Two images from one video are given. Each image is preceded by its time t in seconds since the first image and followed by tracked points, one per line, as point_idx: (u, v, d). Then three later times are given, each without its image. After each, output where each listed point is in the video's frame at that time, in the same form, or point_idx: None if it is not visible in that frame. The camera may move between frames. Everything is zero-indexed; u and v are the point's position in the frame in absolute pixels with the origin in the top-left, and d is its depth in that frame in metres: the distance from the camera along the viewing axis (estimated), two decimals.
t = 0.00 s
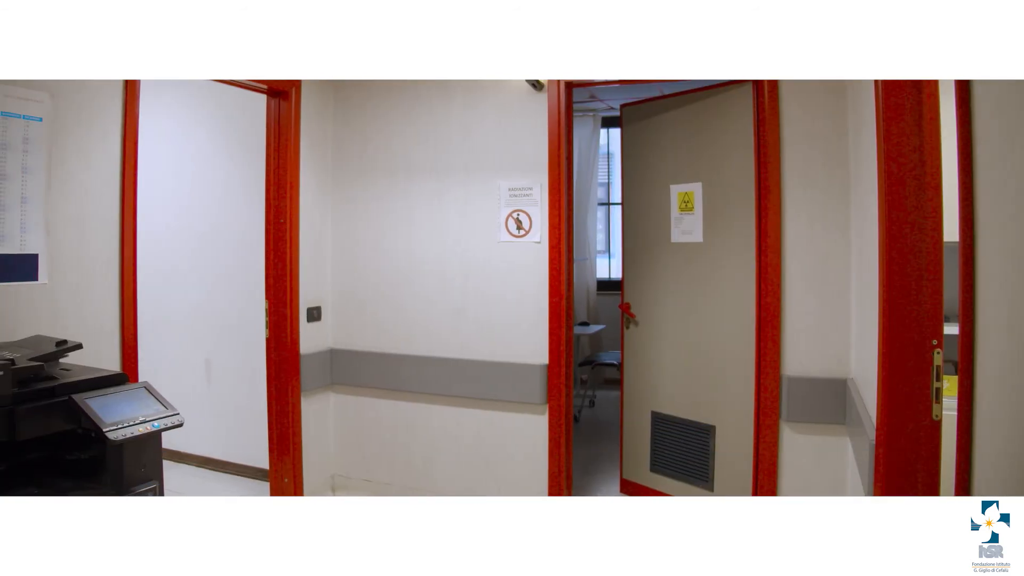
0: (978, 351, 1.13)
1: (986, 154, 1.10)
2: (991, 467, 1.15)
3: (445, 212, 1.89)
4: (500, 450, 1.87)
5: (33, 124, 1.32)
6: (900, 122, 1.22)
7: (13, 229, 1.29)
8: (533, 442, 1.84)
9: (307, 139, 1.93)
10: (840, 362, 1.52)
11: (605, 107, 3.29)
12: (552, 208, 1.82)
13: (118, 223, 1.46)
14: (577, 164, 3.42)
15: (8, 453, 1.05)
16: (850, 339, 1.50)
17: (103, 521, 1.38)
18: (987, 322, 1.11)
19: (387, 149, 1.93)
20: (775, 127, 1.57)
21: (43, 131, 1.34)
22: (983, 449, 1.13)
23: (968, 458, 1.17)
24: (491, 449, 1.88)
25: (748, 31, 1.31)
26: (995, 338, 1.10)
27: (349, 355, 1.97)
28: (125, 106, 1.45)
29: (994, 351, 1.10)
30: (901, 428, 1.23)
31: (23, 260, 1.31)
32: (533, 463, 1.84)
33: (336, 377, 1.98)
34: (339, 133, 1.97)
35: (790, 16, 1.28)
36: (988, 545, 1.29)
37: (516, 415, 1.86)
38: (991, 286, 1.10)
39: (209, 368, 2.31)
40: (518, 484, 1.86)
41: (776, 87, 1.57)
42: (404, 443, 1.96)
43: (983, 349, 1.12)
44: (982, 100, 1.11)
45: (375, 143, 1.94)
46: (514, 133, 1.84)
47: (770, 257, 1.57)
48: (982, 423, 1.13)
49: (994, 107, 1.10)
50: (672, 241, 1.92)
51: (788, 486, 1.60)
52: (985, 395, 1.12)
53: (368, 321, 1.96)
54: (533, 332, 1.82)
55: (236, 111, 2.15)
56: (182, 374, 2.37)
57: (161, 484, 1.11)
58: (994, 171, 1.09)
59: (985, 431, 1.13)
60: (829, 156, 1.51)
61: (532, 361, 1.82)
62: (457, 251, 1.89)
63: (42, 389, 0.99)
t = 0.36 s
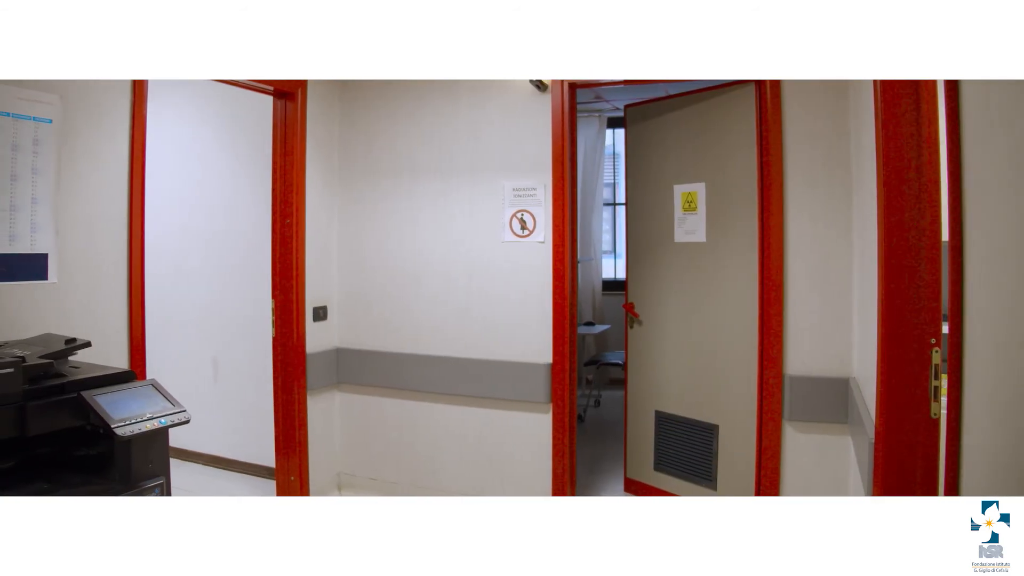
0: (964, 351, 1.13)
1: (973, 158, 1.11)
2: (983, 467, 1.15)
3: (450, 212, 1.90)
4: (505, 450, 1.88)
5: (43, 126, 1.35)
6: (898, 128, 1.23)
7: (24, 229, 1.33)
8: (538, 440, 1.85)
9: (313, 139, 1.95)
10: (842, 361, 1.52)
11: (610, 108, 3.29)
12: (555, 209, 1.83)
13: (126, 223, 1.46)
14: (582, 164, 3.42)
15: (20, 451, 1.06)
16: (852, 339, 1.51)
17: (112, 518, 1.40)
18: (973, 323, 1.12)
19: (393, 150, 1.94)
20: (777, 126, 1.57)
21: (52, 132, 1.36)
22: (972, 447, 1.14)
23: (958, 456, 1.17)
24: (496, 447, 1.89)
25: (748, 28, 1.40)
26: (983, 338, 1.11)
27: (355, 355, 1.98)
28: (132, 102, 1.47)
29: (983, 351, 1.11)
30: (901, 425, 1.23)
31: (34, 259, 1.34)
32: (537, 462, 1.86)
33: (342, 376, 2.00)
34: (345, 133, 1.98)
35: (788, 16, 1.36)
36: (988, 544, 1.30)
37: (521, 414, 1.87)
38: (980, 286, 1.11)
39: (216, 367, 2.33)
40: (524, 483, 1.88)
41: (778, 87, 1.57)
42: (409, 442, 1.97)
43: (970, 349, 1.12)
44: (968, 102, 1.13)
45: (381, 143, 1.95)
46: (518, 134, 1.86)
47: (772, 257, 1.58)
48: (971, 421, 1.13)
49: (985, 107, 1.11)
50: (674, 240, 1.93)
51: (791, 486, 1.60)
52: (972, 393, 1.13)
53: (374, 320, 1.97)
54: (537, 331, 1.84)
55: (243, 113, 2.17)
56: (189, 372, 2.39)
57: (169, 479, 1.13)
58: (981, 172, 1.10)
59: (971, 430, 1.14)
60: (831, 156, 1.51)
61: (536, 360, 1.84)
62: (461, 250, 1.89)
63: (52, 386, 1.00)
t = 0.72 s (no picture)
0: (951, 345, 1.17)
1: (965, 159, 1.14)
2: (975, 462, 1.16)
3: (454, 212, 1.92)
4: (508, 450, 1.90)
5: (51, 127, 1.36)
6: (894, 125, 1.23)
7: (33, 229, 1.34)
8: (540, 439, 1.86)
9: (318, 140, 1.97)
10: (842, 360, 1.53)
11: (615, 108, 3.29)
12: (557, 209, 1.83)
13: (132, 223, 1.49)
14: (585, 164, 3.43)
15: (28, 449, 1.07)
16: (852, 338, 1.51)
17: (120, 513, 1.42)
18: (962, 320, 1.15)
19: (397, 150, 1.95)
20: (778, 124, 1.57)
21: (60, 134, 1.37)
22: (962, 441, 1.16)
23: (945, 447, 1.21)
24: (501, 448, 1.90)
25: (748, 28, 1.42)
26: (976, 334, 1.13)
27: (359, 353, 2.00)
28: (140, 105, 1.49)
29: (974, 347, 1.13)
30: (896, 423, 1.23)
31: (42, 258, 1.35)
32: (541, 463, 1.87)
33: (346, 374, 2.01)
34: (349, 134, 2.00)
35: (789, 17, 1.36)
36: (988, 544, 1.32)
37: (522, 413, 1.88)
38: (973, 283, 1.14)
39: (222, 365, 2.35)
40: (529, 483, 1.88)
41: (779, 86, 1.58)
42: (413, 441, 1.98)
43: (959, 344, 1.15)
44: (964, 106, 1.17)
45: (385, 143, 1.96)
46: (520, 133, 1.87)
47: (772, 255, 1.58)
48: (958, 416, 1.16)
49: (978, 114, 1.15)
50: (676, 240, 1.94)
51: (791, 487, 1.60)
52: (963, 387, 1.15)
53: (377, 319, 1.98)
54: (539, 331, 1.84)
55: (248, 113, 2.19)
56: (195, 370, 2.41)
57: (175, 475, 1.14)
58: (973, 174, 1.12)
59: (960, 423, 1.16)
60: (832, 155, 1.52)
61: (538, 360, 1.85)
62: (465, 249, 1.91)
63: (59, 382, 1.02)
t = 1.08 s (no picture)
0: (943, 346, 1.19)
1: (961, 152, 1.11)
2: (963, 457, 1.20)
3: (458, 212, 1.93)
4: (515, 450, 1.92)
5: (61, 128, 1.38)
6: (891, 127, 1.23)
7: (43, 228, 1.36)
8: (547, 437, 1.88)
9: (324, 141, 1.99)
10: (844, 359, 1.53)
11: (620, 108, 3.30)
12: (560, 208, 1.86)
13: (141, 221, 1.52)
14: (590, 164, 3.43)
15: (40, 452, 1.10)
16: (854, 337, 1.51)
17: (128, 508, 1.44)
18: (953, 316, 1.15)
19: (402, 150, 1.97)
20: (778, 126, 1.58)
21: (69, 135, 1.40)
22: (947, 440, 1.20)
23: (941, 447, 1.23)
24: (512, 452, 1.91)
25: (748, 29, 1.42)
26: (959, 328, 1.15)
27: (365, 351, 2.02)
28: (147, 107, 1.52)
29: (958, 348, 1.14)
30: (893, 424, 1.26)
31: (52, 257, 1.37)
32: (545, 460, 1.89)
33: (352, 372, 2.04)
34: (354, 134, 2.02)
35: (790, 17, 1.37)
36: (987, 544, 1.30)
37: (526, 409, 1.90)
38: (959, 283, 1.14)
39: (229, 364, 2.38)
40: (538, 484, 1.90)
41: (780, 87, 1.58)
42: (420, 443, 1.99)
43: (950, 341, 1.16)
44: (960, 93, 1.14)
45: (390, 143, 1.97)
46: (524, 134, 1.88)
47: (773, 255, 1.59)
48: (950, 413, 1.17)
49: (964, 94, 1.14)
50: (678, 239, 1.95)
51: (792, 478, 1.64)
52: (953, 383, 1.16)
53: (382, 315, 2.01)
54: (544, 329, 1.86)
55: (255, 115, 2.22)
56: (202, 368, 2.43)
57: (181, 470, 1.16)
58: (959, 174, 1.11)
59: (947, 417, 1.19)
60: (833, 156, 1.52)
61: (542, 358, 1.87)
62: (470, 249, 1.92)
63: (68, 378, 1.05)
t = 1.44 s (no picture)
0: None
1: None
2: None
3: (464, 213, 1.94)
4: (518, 449, 1.91)
5: (73, 131, 1.41)
6: (894, 145, 1.37)
7: (55, 228, 1.39)
8: (551, 435, 1.89)
9: (331, 143, 2.03)
10: (846, 358, 1.54)
11: (628, 108, 3.30)
12: (565, 209, 1.88)
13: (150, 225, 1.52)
14: (598, 163, 3.44)
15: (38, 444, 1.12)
16: (857, 338, 1.51)
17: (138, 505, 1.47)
18: None
19: (408, 151, 1.98)
20: (781, 126, 1.58)
21: (81, 137, 1.42)
22: None
23: None
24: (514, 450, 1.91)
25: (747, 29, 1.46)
26: None
27: (372, 350, 2.04)
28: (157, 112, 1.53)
29: None
30: (891, 414, 1.41)
31: (64, 257, 1.40)
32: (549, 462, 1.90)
33: (359, 371, 2.05)
34: (362, 136, 2.02)
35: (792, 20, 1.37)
36: (989, 545, 1.36)
37: (533, 408, 1.92)
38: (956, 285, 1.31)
39: (238, 364, 2.43)
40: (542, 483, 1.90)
41: (783, 86, 1.59)
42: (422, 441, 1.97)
43: None
44: None
45: (397, 145, 1.99)
46: (529, 135, 1.90)
47: (777, 256, 1.59)
48: None
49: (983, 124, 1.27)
50: (683, 239, 1.96)
51: (796, 485, 1.64)
52: None
53: (389, 313, 2.02)
54: (550, 328, 1.88)
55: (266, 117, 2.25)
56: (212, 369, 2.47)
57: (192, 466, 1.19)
58: None
59: None
60: (835, 156, 1.52)
61: (547, 358, 1.88)
62: (475, 249, 1.94)
63: (81, 375, 1.07)
